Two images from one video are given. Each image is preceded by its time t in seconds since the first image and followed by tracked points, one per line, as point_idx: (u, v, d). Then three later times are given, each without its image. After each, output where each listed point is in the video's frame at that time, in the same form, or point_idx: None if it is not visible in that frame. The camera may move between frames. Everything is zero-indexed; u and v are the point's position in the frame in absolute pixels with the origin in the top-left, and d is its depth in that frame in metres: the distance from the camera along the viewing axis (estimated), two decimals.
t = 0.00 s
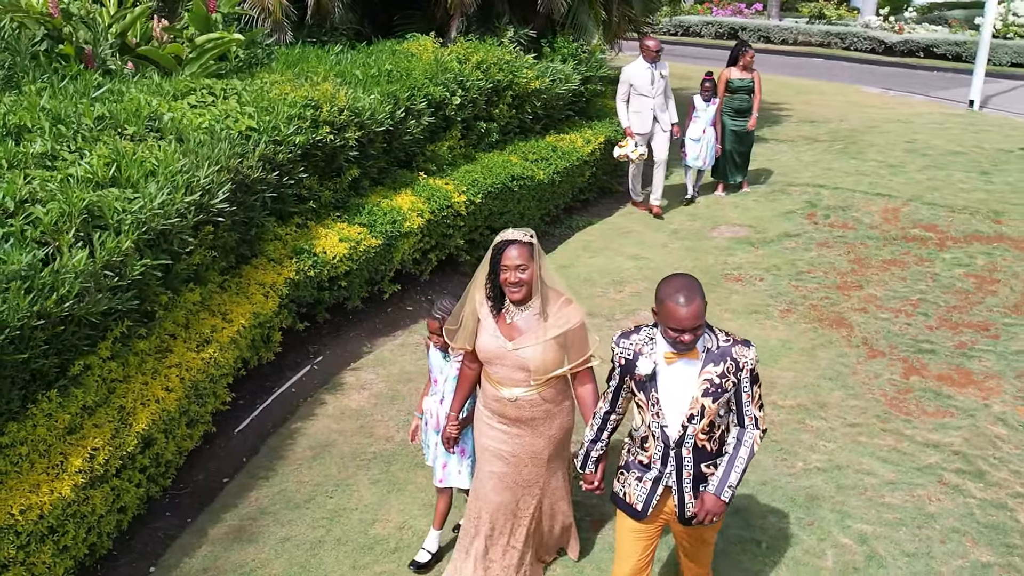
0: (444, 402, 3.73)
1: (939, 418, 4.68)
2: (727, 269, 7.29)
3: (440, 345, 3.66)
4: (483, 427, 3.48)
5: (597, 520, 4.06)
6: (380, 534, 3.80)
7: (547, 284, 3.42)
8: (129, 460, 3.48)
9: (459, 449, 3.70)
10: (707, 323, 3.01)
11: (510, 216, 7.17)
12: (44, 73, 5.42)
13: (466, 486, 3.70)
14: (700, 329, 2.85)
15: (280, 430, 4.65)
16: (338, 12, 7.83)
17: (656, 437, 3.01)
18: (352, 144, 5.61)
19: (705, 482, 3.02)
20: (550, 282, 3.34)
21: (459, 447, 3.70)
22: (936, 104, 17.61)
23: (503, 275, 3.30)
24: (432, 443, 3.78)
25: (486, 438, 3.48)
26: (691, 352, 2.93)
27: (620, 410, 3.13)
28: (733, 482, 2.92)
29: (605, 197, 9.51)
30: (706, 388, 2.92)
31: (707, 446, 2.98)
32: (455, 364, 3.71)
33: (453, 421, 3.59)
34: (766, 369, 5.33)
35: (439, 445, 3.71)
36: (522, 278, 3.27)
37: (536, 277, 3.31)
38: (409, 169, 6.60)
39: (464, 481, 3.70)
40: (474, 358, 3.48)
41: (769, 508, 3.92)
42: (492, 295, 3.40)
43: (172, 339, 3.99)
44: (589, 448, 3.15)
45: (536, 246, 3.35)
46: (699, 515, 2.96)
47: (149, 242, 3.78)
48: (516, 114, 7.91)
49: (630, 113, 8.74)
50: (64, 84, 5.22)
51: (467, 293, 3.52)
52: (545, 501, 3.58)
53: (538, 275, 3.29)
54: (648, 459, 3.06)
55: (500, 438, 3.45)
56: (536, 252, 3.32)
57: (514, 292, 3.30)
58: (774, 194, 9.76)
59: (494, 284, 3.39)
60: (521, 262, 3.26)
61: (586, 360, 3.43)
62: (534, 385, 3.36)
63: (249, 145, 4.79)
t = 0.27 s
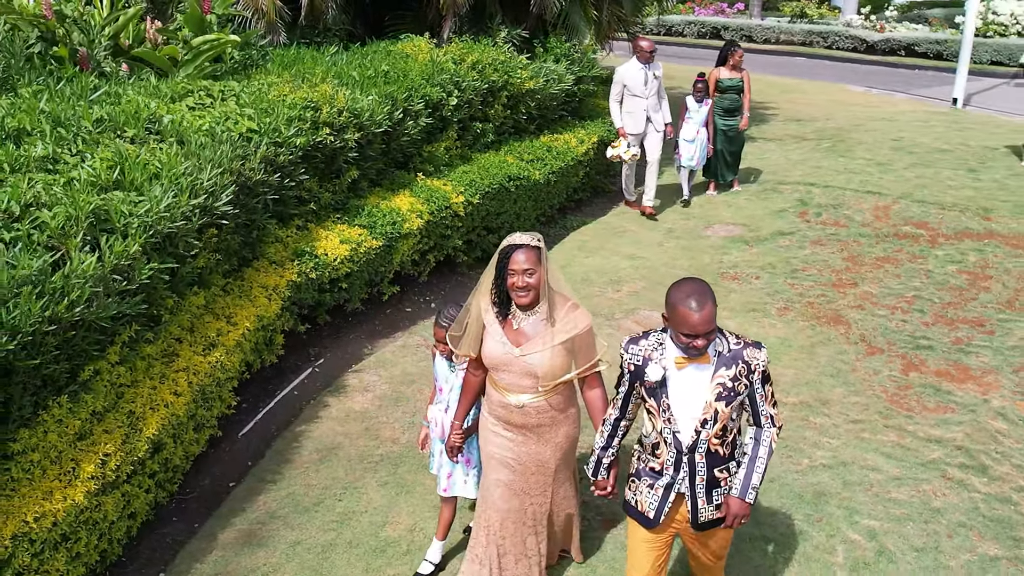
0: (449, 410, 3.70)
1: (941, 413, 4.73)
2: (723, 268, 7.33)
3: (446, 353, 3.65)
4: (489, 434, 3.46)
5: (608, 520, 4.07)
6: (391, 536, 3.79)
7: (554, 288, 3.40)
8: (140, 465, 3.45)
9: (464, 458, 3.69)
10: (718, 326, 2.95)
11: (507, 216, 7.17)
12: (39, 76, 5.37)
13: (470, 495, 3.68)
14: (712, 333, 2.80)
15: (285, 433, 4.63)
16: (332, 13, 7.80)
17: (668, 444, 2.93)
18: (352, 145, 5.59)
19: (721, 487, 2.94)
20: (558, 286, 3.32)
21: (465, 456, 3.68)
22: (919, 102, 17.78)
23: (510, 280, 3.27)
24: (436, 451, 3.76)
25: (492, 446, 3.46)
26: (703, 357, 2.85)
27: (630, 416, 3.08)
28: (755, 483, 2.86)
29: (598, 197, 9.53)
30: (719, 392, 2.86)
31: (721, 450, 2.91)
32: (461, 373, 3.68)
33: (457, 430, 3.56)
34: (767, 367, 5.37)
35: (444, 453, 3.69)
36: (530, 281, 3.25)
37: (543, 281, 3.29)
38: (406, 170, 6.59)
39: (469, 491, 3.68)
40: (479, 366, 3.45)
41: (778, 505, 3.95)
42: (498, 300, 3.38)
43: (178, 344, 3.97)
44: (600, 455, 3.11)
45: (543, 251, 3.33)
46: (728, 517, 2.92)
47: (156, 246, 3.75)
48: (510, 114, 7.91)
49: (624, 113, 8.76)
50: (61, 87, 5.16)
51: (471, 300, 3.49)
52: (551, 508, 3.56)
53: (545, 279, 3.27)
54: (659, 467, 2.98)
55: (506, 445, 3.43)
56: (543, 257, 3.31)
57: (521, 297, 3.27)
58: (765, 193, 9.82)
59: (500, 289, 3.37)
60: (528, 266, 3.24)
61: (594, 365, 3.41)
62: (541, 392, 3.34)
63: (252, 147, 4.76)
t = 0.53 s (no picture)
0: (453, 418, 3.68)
1: (942, 409, 4.78)
2: (719, 266, 7.37)
3: (452, 360, 3.63)
4: (496, 441, 3.45)
5: (619, 520, 4.08)
6: (402, 539, 3.79)
7: (562, 292, 3.40)
8: (150, 470, 3.43)
9: (468, 467, 3.67)
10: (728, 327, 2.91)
11: (504, 216, 7.17)
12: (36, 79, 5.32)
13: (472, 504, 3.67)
14: (725, 336, 2.76)
15: (289, 436, 4.61)
16: (325, 14, 7.78)
17: (682, 448, 2.89)
18: (352, 146, 5.58)
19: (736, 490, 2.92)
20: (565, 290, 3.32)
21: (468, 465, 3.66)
22: (903, 100, 17.95)
23: (519, 285, 3.27)
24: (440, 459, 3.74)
25: (500, 453, 3.45)
26: (716, 360, 2.82)
27: (640, 421, 3.03)
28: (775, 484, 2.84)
29: (591, 196, 9.55)
30: (734, 394, 2.82)
31: (736, 451, 2.88)
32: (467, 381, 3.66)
33: (462, 439, 3.55)
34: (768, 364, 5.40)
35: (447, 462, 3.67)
36: (539, 285, 3.25)
37: (552, 286, 3.29)
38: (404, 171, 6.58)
39: (471, 500, 3.67)
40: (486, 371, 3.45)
41: (786, 502, 3.98)
42: (506, 306, 3.37)
43: (184, 348, 3.94)
44: (611, 460, 3.08)
45: (550, 255, 3.33)
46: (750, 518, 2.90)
47: (162, 250, 3.73)
48: (505, 114, 7.91)
49: (617, 114, 8.78)
50: (58, 89, 5.11)
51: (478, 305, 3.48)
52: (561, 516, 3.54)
53: (554, 283, 3.27)
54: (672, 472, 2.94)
55: (514, 452, 3.42)
56: (551, 261, 3.30)
57: (529, 302, 3.27)
58: (757, 191, 9.87)
59: (507, 294, 3.36)
60: (537, 270, 3.24)
61: (602, 370, 3.41)
62: (550, 397, 3.33)
63: (254, 148, 4.74)
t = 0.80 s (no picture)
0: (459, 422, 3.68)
1: (942, 404, 4.83)
2: (715, 265, 7.40)
3: (458, 364, 3.64)
4: (505, 446, 3.43)
5: (630, 520, 4.10)
6: (413, 540, 3.79)
7: (572, 296, 3.36)
8: (161, 475, 3.41)
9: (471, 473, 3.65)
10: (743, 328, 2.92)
11: (502, 216, 7.17)
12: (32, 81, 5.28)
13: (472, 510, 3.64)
14: (741, 337, 2.76)
15: (294, 439, 4.59)
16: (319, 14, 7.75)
17: (698, 450, 2.90)
18: (351, 147, 5.56)
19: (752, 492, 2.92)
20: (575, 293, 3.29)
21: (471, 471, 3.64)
22: (887, 98, 18.10)
23: (529, 288, 3.23)
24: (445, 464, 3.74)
25: (509, 457, 3.43)
26: (732, 361, 2.82)
27: (653, 425, 3.03)
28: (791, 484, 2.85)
29: (585, 195, 9.57)
30: (750, 395, 2.82)
31: (752, 454, 2.89)
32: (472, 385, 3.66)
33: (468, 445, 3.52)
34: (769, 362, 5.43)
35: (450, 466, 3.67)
36: (549, 290, 3.21)
37: (562, 289, 3.25)
38: (402, 171, 6.57)
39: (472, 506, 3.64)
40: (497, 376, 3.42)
41: (793, 499, 4.01)
42: (516, 309, 3.34)
43: (191, 351, 3.92)
44: (622, 466, 3.08)
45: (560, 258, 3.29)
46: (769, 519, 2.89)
47: (169, 253, 3.71)
48: (500, 114, 7.91)
49: (611, 115, 8.80)
50: (55, 92, 5.07)
51: (486, 309, 3.44)
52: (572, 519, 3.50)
53: (564, 287, 3.23)
54: (688, 476, 2.94)
55: (523, 456, 3.40)
56: (561, 264, 3.27)
57: (540, 305, 3.23)
58: (749, 189, 9.93)
59: (517, 298, 3.33)
60: (547, 274, 3.20)
61: (613, 373, 3.38)
62: (561, 401, 3.29)
63: (256, 150, 4.72)
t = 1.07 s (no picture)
0: (466, 427, 3.68)
1: (942, 400, 4.88)
2: (711, 263, 7.44)
3: (466, 368, 3.63)
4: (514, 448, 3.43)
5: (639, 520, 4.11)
6: (424, 541, 3.79)
7: (584, 299, 3.35)
8: (172, 479, 3.39)
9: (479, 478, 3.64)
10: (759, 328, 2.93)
11: (499, 217, 7.17)
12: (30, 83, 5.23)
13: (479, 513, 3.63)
14: (758, 338, 2.77)
15: (299, 441, 4.57)
16: (313, 14, 7.72)
17: (713, 452, 2.91)
18: (351, 149, 5.55)
19: (766, 494, 2.94)
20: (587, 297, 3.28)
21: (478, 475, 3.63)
22: (874, 96, 18.24)
23: (540, 292, 3.22)
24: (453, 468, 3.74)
25: (518, 459, 3.42)
26: (748, 362, 2.83)
27: (667, 427, 3.04)
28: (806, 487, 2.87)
29: (579, 195, 9.59)
30: (767, 397, 2.83)
31: (767, 456, 2.90)
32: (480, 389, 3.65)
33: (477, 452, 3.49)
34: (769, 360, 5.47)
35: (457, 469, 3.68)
36: (560, 293, 3.19)
37: (573, 292, 3.23)
38: (400, 172, 6.56)
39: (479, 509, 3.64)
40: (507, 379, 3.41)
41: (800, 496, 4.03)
42: (527, 313, 3.32)
43: (198, 355, 3.90)
44: (634, 470, 3.08)
45: (571, 261, 3.28)
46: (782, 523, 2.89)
47: (176, 256, 3.69)
48: (495, 115, 7.91)
49: (605, 116, 8.81)
50: (53, 94, 5.02)
51: (496, 312, 3.43)
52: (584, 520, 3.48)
53: (575, 290, 3.21)
54: (703, 478, 2.95)
55: (531, 458, 3.39)
56: (572, 267, 3.25)
57: (551, 308, 3.21)
58: (741, 188, 9.98)
59: (528, 301, 3.31)
60: (558, 277, 3.18)
61: (624, 377, 3.35)
62: (572, 404, 3.27)
63: (258, 152, 4.70)
